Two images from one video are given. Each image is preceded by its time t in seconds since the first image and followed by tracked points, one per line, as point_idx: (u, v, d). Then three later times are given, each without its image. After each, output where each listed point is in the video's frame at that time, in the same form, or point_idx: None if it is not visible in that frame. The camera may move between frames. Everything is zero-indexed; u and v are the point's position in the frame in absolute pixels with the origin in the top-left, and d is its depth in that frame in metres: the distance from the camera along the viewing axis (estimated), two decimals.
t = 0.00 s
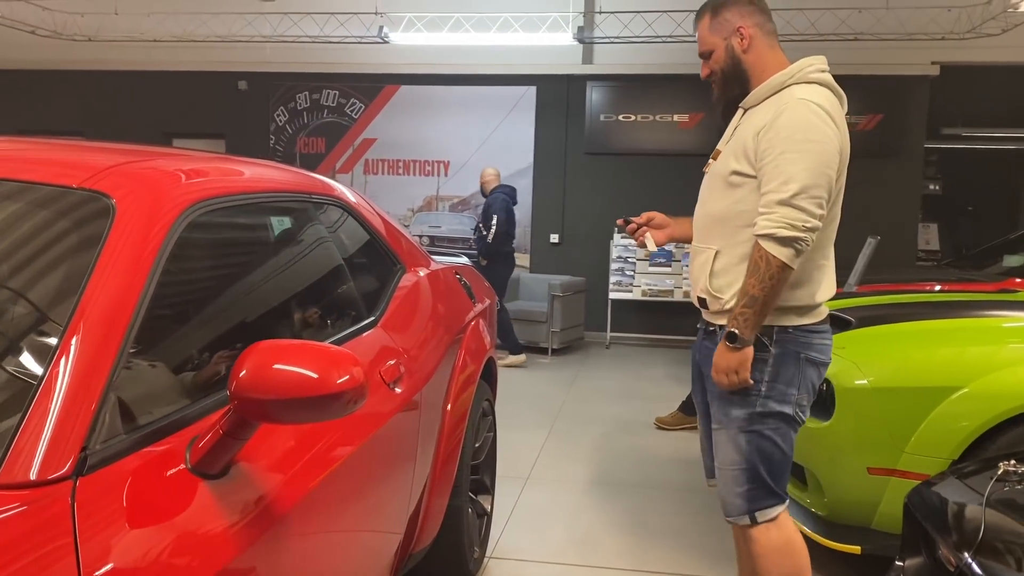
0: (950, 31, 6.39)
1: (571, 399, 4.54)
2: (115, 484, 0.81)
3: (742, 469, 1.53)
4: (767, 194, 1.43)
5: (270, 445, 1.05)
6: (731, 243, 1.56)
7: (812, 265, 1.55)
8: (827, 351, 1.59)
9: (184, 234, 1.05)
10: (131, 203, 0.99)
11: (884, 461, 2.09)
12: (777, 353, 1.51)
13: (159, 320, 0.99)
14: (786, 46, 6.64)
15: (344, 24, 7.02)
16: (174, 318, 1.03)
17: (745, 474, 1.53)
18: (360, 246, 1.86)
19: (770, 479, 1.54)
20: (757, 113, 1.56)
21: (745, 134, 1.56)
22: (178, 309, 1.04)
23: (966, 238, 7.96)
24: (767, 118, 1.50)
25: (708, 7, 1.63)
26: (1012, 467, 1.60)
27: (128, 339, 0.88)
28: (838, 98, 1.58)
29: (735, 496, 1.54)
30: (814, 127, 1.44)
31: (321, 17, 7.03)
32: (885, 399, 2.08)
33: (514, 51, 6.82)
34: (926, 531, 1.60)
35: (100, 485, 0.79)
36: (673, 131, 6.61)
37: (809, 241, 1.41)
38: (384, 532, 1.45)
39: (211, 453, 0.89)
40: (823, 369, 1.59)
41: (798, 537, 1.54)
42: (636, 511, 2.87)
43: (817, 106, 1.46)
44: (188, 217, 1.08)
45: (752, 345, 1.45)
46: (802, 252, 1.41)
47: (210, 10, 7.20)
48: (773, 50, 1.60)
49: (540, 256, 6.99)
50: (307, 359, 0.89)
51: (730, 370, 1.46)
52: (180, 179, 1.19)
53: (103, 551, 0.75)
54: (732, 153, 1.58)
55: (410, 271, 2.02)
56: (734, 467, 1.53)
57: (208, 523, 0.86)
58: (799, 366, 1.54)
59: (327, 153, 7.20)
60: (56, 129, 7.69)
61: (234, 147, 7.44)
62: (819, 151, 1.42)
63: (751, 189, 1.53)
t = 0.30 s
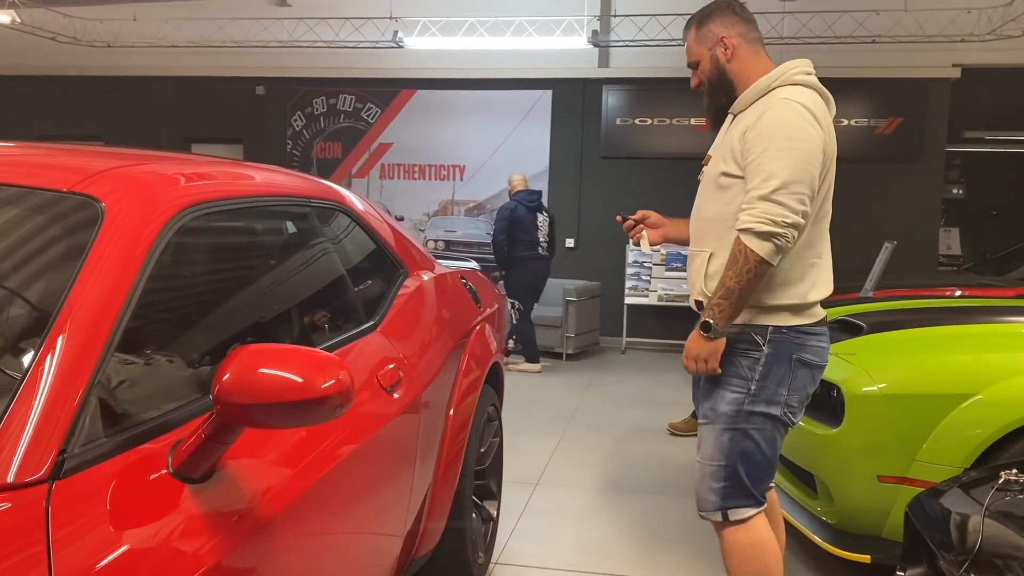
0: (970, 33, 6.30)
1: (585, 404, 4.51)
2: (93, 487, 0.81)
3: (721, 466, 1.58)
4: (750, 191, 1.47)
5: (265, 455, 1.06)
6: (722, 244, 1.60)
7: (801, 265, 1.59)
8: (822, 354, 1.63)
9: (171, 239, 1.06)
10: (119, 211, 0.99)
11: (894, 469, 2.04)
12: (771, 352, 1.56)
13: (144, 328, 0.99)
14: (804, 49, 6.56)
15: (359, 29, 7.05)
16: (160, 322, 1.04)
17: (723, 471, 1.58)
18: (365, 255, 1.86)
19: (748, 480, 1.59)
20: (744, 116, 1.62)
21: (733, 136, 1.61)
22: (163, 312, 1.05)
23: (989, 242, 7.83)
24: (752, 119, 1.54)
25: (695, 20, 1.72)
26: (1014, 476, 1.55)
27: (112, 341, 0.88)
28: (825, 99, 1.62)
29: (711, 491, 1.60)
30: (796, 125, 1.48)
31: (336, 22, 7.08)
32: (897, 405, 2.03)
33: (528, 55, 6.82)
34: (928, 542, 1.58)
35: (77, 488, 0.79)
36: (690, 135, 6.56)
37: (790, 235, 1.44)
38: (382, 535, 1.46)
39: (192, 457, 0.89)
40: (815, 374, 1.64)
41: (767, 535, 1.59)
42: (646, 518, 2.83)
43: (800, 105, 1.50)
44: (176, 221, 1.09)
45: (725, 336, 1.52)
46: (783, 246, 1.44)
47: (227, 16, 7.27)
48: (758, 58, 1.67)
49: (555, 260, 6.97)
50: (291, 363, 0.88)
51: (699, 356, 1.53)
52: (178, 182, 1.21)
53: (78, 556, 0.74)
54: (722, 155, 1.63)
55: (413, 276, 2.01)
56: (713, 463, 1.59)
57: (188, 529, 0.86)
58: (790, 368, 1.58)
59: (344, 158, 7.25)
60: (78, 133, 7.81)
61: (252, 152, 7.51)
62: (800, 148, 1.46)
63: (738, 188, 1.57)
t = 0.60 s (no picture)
0: (991, 34, 6.20)
1: (598, 409, 4.49)
2: (74, 487, 0.81)
3: (722, 474, 1.58)
4: (737, 193, 1.47)
5: (253, 460, 1.05)
6: (713, 245, 1.60)
7: (791, 269, 1.58)
8: (815, 353, 1.61)
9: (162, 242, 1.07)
10: (111, 215, 1.00)
11: (906, 475, 2.01)
12: (759, 354, 1.55)
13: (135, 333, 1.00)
14: (822, 51, 6.49)
15: (375, 33, 7.08)
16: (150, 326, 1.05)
17: (725, 479, 1.58)
18: (372, 262, 1.85)
19: (751, 485, 1.58)
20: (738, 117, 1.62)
21: (726, 138, 1.61)
22: (153, 314, 1.06)
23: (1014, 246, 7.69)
24: (742, 122, 1.54)
25: (717, 7, 1.75)
26: (1017, 483, 1.52)
27: (101, 338, 0.90)
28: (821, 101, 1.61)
29: (715, 500, 1.59)
30: (785, 127, 1.47)
31: (352, 27, 7.12)
32: (911, 410, 2.00)
33: (542, 59, 6.82)
34: (927, 552, 1.56)
35: (57, 488, 0.80)
36: (707, 138, 6.51)
37: (779, 237, 1.43)
38: (384, 537, 1.45)
39: (176, 459, 0.89)
40: (809, 374, 1.62)
41: (776, 541, 1.60)
42: (656, 523, 2.81)
43: (790, 106, 1.49)
44: (168, 223, 1.11)
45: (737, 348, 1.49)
46: (772, 248, 1.43)
47: (244, 21, 7.35)
48: (765, 59, 1.69)
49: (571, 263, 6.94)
50: (279, 365, 0.88)
51: (717, 376, 1.49)
52: (177, 185, 1.22)
53: (57, 558, 0.75)
54: (713, 156, 1.63)
55: (417, 278, 1.99)
56: (715, 472, 1.58)
57: (171, 532, 0.86)
58: (784, 370, 1.57)
59: (361, 162, 7.30)
60: (100, 138, 7.93)
61: (270, 156, 7.58)
62: (788, 149, 1.45)
63: (729, 190, 1.57)
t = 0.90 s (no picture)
0: (1013, 33, 6.10)
1: (613, 412, 4.46)
2: (64, 487, 0.82)
3: (722, 477, 1.58)
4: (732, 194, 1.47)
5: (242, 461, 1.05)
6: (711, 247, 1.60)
7: (786, 271, 1.57)
8: (812, 354, 1.59)
9: (158, 244, 1.08)
10: (106, 218, 1.01)
11: (920, 481, 1.97)
12: (750, 357, 1.56)
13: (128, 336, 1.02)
14: (840, 51, 6.42)
15: (390, 37, 7.12)
16: (141, 327, 1.06)
17: (725, 482, 1.57)
18: (380, 266, 1.84)
19: (752, 488, 1.56)
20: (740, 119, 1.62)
21: (726, 140, 1.61)
22: (144, 312, 1.07)
23: None
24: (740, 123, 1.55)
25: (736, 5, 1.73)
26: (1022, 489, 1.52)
27: (93, 335, 0.91)
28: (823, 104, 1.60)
29: (717, 502, 1.59)
30: (781, 129, 1.47)
31: (368, 31, 7.17)
32: (926, 415, 1.96)
33: (557, 62, 6.82)
34: (930, 559, 1.53)
35: (45, 488, 0.80)
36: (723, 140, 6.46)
37: (771, 238, 1.43)
38: (388, 537, 1.45)
39: (166, 460, 0.90)
40: (806, 374, 1.60)
41: (782, 543, 1.57)
42: (667, 528, 2.78)
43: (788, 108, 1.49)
44: (167, 223, 1.13)
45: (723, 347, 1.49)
46: (764, 249, 1.42)
47: (261, 26, 7.43)
48: (777, 60, 1.66)
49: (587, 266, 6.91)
50: (271, 366, 0.88)
51: (700, 374, 1.50)
52: (182, 187, 1.24)
53: (44, 558, 0.75)
54: (714, 158, 1.63)
55: (423, 280, 1.98)
56: (715, 475, 1.58)
57: (159, 535, 0.86)
58: (777, 372, 1.56)
59: (377, 165, 7.33)
60: (121, 142, 8.05)
61: (288, 160, 7.64)
62: (782, 150, 1.44)
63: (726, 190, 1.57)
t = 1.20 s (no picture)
0: None
1: (627, 415, 4.43)
2: (64, 487, 0.83)
3: (716, 477, 1.58)
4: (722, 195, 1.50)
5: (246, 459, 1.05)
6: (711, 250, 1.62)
7: (785, 274, 1.57)
8: (814, 357, 1.58)
9: (160, 246, 1.10)
10: (107, 222, 1.02)
11: (935, 485, 1.95)
12: (750, 358, 1.56)
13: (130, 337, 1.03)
14: (859, 51, 6.35)
15: (405, 39, 7.14)
16: (145, 328, 1.07)
17: (718, 481, 1.58)
18: (390, 270, 1.84)
19: (746, 488, 1.56)
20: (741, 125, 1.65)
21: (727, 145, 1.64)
22: (147, 313, 1.08)
23: None
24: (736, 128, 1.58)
25: (754, 8, 1.72)
26: None
27: (96, 334, 0.92)
28: (824, 107, 1.60)
29: (710, 501, 1.59)
30: (771, 131, 1.49)
31: (383, 34, 7.21)
32: (941, 419, 1.94)
33: (571, 64, 6.81)
34: (935, 563, 1.51)
35: (44, 488, 0.81)
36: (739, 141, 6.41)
37: (754, 237, 1.44)
38: (396, 539, 1.44)
39: (165, 461, 0.90)
40: (809, 378, 1.58)
41: (773, 540, 1.56)
42: (679, 531, 2.76)
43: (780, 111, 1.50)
44: (172, 224, 1.14)
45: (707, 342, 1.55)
46: (746, 248, 1.44)
47: (278, 29, 7.49)
48: (792, 66, 1.66)
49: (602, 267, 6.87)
50: (272, 367, 0.88)
51: (683, 366, 1.56)
52: (191, 189, 1.25)
53: (40, 557, 0.75)
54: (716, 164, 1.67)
55: (431, 282, 1.97)
56: (709, 474, 1.59)
57: (156, 539, 0.86)
58: (775, 375, 1.55)
59: (393, 168, 7.36)
60: (140, 144, 8.14)
61: (304, 162, 7.69)
62: (769, 152, 1.46)
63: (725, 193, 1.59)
